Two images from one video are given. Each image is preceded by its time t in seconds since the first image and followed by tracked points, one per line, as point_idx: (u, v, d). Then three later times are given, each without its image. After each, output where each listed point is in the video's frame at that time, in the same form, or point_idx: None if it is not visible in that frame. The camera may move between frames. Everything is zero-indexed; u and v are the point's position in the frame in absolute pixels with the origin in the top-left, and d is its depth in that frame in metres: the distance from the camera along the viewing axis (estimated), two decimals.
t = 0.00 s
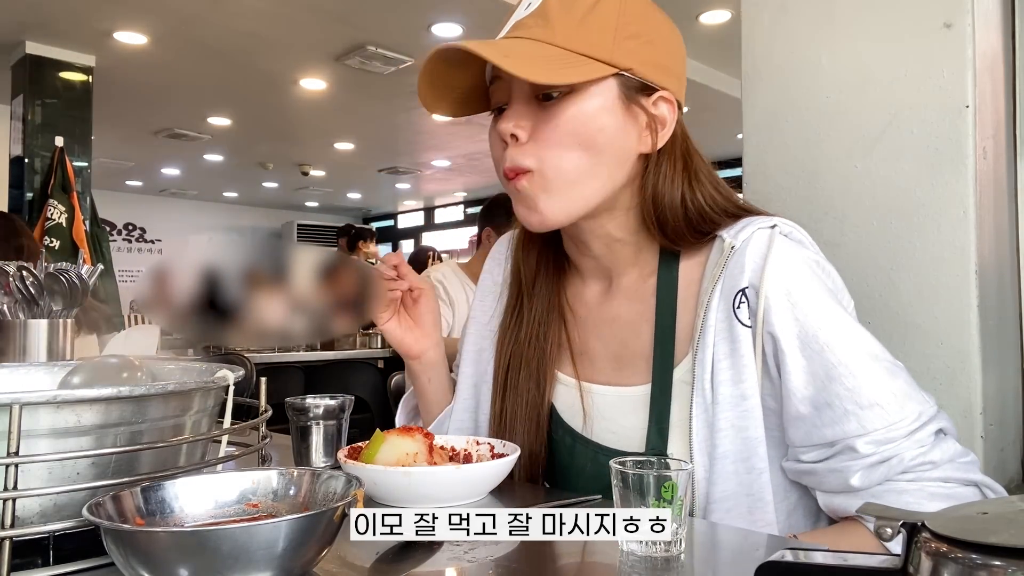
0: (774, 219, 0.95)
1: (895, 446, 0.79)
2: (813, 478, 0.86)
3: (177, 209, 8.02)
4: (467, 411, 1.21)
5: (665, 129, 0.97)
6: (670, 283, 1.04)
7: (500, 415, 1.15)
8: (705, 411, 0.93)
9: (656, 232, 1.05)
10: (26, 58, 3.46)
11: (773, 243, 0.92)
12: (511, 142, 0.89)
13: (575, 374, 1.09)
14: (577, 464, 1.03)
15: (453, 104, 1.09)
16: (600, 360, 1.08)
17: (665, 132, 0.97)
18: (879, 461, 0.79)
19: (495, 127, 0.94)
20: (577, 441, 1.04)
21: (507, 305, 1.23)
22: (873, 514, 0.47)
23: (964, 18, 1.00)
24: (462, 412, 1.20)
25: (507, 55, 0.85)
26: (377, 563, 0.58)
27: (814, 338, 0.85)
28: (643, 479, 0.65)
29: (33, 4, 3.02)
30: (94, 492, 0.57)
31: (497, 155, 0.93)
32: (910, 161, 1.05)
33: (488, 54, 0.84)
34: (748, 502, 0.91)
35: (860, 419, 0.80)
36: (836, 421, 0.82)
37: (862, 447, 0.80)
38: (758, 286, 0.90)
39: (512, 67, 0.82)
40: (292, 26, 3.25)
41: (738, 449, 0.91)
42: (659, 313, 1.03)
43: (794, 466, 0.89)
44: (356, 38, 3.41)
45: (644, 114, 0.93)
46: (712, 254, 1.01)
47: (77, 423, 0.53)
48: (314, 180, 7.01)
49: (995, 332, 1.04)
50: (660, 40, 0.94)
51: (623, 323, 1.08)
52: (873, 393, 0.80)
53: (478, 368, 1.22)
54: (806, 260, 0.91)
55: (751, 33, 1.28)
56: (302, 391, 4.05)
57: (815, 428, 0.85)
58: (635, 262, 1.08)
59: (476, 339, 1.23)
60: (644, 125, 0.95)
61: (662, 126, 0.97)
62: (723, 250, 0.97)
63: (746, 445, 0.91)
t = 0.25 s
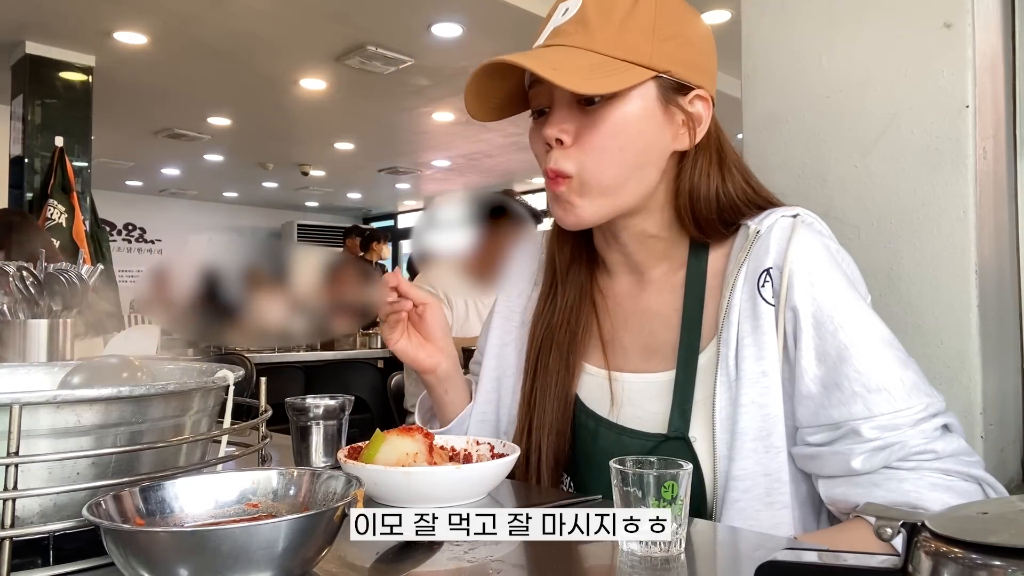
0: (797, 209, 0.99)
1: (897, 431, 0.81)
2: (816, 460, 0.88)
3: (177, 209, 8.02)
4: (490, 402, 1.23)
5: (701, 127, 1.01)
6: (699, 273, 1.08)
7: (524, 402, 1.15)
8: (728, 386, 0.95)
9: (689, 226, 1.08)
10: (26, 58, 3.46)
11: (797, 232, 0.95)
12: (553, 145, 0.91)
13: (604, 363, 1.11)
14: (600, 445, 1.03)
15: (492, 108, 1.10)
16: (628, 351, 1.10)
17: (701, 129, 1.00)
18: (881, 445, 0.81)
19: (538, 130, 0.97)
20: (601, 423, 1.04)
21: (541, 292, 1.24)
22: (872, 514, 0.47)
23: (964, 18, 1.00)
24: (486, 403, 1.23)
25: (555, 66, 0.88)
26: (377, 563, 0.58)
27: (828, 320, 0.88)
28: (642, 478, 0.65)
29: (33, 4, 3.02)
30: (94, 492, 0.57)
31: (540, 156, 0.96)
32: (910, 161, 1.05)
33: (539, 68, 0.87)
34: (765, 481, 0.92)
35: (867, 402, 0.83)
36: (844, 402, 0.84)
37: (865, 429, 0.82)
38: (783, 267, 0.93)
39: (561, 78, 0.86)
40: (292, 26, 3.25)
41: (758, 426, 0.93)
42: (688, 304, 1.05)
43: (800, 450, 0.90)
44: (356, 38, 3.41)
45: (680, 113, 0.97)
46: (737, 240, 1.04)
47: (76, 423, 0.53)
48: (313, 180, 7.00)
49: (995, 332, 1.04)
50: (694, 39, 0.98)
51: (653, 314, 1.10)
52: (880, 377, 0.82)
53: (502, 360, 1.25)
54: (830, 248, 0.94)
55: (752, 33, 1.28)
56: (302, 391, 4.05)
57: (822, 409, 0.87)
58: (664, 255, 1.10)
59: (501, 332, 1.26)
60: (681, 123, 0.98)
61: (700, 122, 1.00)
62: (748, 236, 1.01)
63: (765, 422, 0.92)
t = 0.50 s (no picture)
0: (805, 211, 0.99)
1: (896, 425, 0.81)
2: (817, 453, 0.88)
3: (177, 209, 8.02)
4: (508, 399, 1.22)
5: (709, 129, 1.01)
6: (711, 271, 1.08)
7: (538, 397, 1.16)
8: (737, 378, 0.96)
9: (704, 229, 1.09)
10: (26, 58, 3.46)
11: (804, 229, 0.96)
12: (568, 169, 0.93)
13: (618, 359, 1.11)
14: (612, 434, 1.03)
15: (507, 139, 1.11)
16: (643, 350, 1.10)
17: (710, 132, 1.01)
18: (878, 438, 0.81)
19: (551, 155, 0.98)
20: (612, 414, 1.04)
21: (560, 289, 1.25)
22: (872, 513, 0.47)
23: (964, 18, 1.00)
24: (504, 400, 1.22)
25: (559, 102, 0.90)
26: (377, 563, 0.58)
27: (832, 314, 0.88)
28: (642, 477, 0.65)
29: (33, 4, 3.02)
30: (94, 492, 0.57)
31: (556, 179, 0.98)
32: (911, 161, 1.05)
33: (541, 106, 0.89)
34: (775, 472, 0.91)
35: (867, 396, 0.83)
36: (845, 395, 0.85)
37: (864, 421, 0.82)
38: (790, 261, 0.94)
39: (565, 117, 0.87)
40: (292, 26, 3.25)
41: (767, 416, 0.92)
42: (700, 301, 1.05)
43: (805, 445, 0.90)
44: (356, 38, 3.41)
45: (690, 121, 0.98)
46: (746, 241, 1.05)
47: (76, 422, 0.53)
48: (313, 180, 7.01)
49: (995, 332, 1.04)
50: (697, 45, 0.98)
51: (666, 313, 1.10)
52: (880, 370, 0.83)
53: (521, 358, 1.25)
54: (836, 246, 0.95)
55: (752, 34, 1.28)
56: (302, 391, 4.05)
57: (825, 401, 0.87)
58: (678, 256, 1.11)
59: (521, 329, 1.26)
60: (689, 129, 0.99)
61: (706, 126, 1.01)
62: (757, 236, 1.01)
63: (773, 413, 0.92)
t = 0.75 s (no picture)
0: (805, 213, 0.99)
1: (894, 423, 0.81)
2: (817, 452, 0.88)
3: (177, 209, 8.02)
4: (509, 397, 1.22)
5: (709, 130, 1.02)
6: (713, 271, 1.07)
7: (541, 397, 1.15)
8: (738, 377, 0.95)
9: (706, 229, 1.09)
10: (26, 58, 3.46)
11: (802, 229, 0.96)
12: (570, 169, 0.94)
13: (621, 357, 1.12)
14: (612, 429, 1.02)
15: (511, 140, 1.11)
16: (647, 349, 1.11)
17: (710, 133, 1.01)
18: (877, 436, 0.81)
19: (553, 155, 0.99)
20: (614, 411, 1.03)
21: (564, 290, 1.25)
22: (872, 513, 0.48)
23: (964, 18, 1.00)
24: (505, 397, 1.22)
25: (558, 102, 0.91)
26: (377, 563, 0.58)
27: (831, 314, 0.88)
28: (645, 478, 0.65)
29: (32, 4, 3.02)
30: (94, 492, 0.57)
31: (559, 179, 0.98)
32: (911, 161, 1.05)
33: (542, 107, 0.90)
34: (776, 471, 0.91)
35: (865, 395, 0.83)
36: (844, 394, 0.85)
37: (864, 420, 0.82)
38: (790, 261, 0.94)
39: (564, 117, 0.88)
40: (292, 26, 3.25)
41: (767, 414, 0.92)
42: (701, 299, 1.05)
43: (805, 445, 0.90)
44: (356, 38, 3.41)
45: (690, 122, 0.98)
46: (747, 242, 1.05)
47: (76, 423, 0.53)
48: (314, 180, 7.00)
49: (995, 332, 1.04)
50: (697, 47, 0.98)
51: (669, 314, 1.11)
52: (879, 370, 0.83)
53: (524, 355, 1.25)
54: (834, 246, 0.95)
55: (752, 34, 1.29)
56: (302, 391, 4.06)
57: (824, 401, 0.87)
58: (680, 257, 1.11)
59: (523, 330, 1.26)
60: (690, 130, 0.99)
61: (706, 126, 1.01)
62: (757, 237, 1.01)
63: (773, 411, 0.91)
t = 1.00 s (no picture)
0: (803, 213, 0.99)
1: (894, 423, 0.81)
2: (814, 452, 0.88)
3: (177, 209, 8.02)
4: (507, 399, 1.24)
5: (706, 128, 1.02)
6: (711, 271, 1.08)
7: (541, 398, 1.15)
8: (735, 378, 0.96)
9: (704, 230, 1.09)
10: (26, 58, 3.45)
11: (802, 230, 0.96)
12: (568, 166, 0.94)
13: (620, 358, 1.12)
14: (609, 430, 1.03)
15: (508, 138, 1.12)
16: (645, 351, 1.11)
17: (707, 132, 1.02)
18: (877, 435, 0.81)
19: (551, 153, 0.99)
20: (613, 412, 1.04)
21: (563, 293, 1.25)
22: (873, 514, 0.48)
23: (964, 18, 1.00)
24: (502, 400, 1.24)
25: (556, 95, 0.91)
26: (377, 563, 0.58)
27: (830, 315, 0.88)
28: (644, 478, 0.65)
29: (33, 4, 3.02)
30: (95, 492, 0.57)
31: (556, 177, 0.98)
32: (911, 161, 1.05)
33: (539, 101, 0.90)
34: (775, 472, 0.90)
35: (865, 395, 0.83)
36: (843, 395, 0.85)
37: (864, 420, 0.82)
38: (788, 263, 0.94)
39: (561, 109, 0.88)
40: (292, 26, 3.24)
41: (764, 416, 0.92)
42: (699, 299, 1.05)
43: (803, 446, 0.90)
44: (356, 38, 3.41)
45: (687, 120, 0.98)
46: (745, 243, 1.05)
47: (77, 423, 0.53)
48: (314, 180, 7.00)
49: (995, 332, 1.04)
50: (693, 46, 0.98)
51: (668, 315, 1.11)
52: (879, 371, 0.83)
53: (526, 352, 1.25)
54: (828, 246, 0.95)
55: (752, 34, 1.28)
56: (302, 391, 4.06)
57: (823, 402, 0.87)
58: (680, 258, 1.11)
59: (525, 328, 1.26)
60: (687, 127, 0.99)
61: (704, 124, 1.01)
62: (755, 238, 1.01)
63: (772, 412, 0.91)
